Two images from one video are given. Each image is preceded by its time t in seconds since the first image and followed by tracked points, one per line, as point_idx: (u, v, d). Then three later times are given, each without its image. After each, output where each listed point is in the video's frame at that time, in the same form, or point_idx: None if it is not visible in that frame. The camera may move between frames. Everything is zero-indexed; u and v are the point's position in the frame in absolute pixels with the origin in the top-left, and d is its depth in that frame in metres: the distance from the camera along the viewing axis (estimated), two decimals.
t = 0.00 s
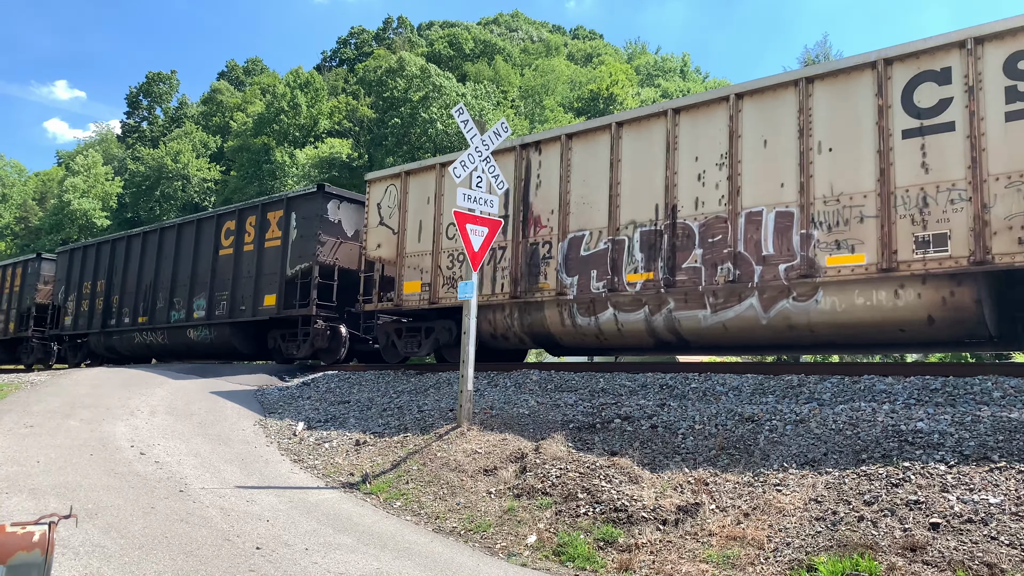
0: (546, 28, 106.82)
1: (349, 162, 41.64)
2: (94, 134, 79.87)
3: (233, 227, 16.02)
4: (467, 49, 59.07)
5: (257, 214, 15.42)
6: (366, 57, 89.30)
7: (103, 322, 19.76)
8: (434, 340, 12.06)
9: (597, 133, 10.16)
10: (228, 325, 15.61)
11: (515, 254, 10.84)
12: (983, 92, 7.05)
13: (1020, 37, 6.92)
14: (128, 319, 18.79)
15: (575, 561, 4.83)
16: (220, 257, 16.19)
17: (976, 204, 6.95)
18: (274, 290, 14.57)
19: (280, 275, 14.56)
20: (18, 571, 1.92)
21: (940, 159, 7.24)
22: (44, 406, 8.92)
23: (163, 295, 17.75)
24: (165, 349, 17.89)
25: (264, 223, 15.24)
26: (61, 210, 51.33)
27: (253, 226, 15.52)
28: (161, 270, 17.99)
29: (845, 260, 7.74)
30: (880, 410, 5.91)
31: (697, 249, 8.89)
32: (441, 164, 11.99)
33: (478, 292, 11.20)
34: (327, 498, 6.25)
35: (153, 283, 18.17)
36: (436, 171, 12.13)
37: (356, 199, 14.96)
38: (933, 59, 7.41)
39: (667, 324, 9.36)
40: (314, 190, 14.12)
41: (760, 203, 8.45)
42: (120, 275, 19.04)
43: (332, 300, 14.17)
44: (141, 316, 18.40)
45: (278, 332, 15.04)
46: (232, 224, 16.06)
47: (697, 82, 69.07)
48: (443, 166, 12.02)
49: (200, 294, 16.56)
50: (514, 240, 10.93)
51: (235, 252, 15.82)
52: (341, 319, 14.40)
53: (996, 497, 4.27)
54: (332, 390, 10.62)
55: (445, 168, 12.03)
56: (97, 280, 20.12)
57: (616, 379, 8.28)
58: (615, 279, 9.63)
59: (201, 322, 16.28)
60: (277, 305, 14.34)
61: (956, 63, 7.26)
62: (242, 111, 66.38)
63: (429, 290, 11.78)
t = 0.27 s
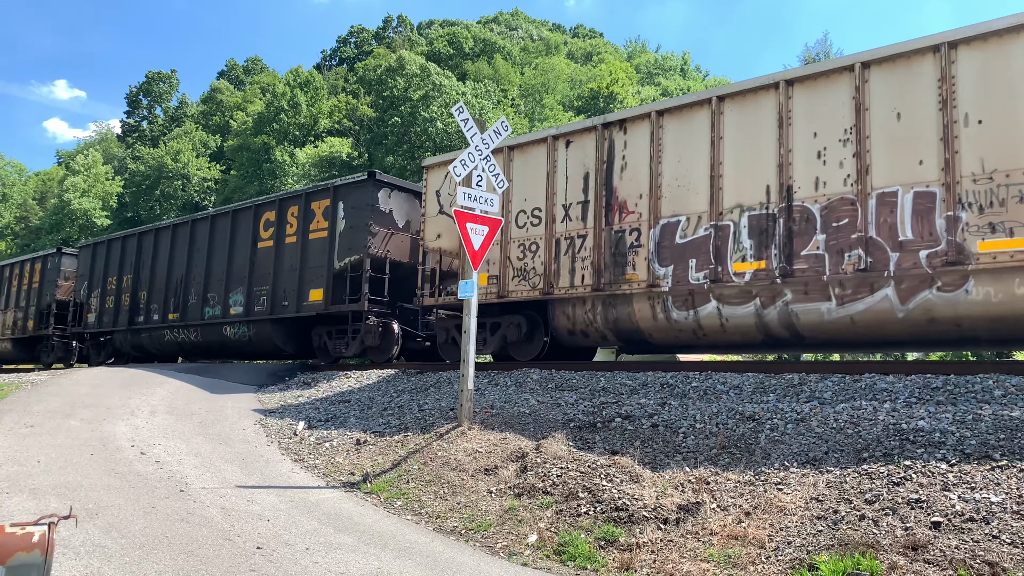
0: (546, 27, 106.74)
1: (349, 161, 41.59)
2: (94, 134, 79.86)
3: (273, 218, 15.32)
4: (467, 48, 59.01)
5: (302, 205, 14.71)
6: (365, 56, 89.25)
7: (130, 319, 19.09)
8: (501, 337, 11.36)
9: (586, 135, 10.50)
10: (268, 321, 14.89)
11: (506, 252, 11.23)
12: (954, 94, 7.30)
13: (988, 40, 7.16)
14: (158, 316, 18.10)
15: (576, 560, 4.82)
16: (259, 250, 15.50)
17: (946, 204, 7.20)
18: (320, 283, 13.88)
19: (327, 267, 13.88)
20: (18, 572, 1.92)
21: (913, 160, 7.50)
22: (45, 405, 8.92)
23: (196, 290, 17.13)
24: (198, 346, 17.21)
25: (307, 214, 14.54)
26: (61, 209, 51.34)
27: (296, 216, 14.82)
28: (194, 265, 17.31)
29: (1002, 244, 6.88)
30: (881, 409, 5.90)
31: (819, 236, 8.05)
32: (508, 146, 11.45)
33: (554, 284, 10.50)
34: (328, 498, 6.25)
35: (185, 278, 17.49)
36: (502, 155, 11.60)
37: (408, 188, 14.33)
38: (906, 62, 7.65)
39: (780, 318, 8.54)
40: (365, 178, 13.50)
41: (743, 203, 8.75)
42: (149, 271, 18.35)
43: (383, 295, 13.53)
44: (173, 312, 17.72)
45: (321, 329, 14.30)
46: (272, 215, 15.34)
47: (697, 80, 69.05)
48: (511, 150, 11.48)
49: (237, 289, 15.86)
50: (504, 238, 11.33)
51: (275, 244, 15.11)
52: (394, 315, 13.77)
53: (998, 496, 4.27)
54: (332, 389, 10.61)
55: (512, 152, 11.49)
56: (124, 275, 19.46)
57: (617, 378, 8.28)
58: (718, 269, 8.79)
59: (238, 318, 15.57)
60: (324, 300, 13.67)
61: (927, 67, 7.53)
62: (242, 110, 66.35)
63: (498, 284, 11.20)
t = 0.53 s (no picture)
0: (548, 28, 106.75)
1: (351, 162, 41.60)
2: (97, 134, 79.96)
3: (320, 209, 14.28)
4: (469, 49, 59.01)
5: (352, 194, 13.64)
6: (368, 57, 89.29)
7: (160, 317, 18.08)
8: (581, 334, 10.70)
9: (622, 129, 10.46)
10: (316, 318, 13.93)
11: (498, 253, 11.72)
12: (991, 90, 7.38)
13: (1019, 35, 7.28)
14: (193, 312, 17.10)
15: (578, 561, 4.82)
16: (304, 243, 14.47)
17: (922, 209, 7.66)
18: (375, 278, 12.87)
19: (382, 261, 12.88)
20: (21, 571, 1.92)
21: (947, 155, 7.60)
22: (47, 405, 8.93)
23: (231, 286, 16.14)
24: (235, 345, 16.21)
25: (360, 204, 13.51)
26: (64, 210, 51.43)
27: (347, 206, 13.75)
28: (231, 259, 16.30)
29: None
30: (884, 410, 5.90)
31: (881, 231, 7.95)
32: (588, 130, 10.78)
33: (646, 278, 9.86)
34: (330, 498, 6.25)
35: (219, 273, 16.49)
36: (579, 138, 10.94)
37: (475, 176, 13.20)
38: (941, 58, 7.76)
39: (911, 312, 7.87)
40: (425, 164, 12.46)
41: (776, 201, 8.82)
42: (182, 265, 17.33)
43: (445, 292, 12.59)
44: (208, 309, 16.68)
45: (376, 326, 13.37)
46: (319, 205, 14.31)
47: (700, 81, 68.95)
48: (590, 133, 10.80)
49: (279, 285, 14.85)
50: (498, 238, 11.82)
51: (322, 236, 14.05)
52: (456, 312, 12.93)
53: (1001, 498, 4.26)
54: (334, 389, 10.63)
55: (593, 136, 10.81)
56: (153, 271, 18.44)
57: (619, 379, 8.28)
58: (847, 260, 8.13)
59: (280, 316, 14.57)
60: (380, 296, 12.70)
61: (968, 62, 7.57)
62: (245, 111, 66.38)
63: (582, 278, 10.49)
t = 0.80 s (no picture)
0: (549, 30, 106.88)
1: (352, 165, 41.65)
2: (98, 137, 80.08)
3: (372, 200, 13.26)
4: (470, 51, 59.11)
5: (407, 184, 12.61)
6: (368, 59, 89.45)
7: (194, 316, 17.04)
8: (673, 334, 9.68)
9: (721, 107, 9.27)
10: (370, 317, 12.92)
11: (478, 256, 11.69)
12: (999, 92, 7.23)
13: None
14: (229, 311, 16.06)
15: (579, 563, 4.81)
16: (354, 237, 13.43)
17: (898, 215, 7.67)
18: (436, 274, 11.87)
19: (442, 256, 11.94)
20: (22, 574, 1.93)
21: (955, 158, 7.44)
22: (48, 408, 8.94)
23: (268, 284, 15.15)
24: (276, 346, 15.15)
25: (417, 193, 12.47)
26: (65, 212, 51.51)
27: (402, 195, 12.67)
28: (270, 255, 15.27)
29: None
30: (885, 412, 5.89)
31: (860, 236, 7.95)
32: (684, 108, 9.56)
33: (757, 271, 8.69)
34: (331, 500, 6.25)
35: (257, 270, 15.43)
36: (673, 119, 9.74)
37: (531, 164, 12.53)
38: (949, 57, 7.59)
39: None
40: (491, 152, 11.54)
41: (755, 206, 8.82)
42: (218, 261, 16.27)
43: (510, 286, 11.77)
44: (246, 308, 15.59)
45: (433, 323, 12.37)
46: (370, 196, 13.26)
47: (700, 83, 68.98)
48: (686, 111, 9.58)
49: (326, 282, 13.79)
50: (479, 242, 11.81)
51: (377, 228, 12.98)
52: (522, 310, 11.94)
53: (1003, 500, 4.25)
54: (335, 392, 10.63)
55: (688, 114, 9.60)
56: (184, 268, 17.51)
57: (620, 381, 8.27)
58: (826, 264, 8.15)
59: (327, 315, 13.52)
60: (441, 293, 11.69)
61: (944, 69, 7.60)
62: (246, 113, 66.46)
63: (679, 270, 9.32)
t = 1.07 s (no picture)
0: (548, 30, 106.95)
1: (351, 165, 41.67)
2: (98, 138, 80.08)
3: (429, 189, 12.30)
4: (470, 51, 59.15)
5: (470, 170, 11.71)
6: (368, 60, 89.49)
7: (228, 313, 16.09)
8: (786, 331, 8.78)
9: (845, 78, 8.20)
10: (428, 313, 11.92)
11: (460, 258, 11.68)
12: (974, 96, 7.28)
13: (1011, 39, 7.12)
14: (269, 308, 15.08)
15: (579, 563, 4.81)
16: (410, 229, 12.50)
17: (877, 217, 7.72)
18: (505, 266, 11.01)
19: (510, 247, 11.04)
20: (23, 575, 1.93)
21: (928, 162, 7.52)
22: (48, 408, 8.94)
23: (311, 279, 14.22)
24: (321, 346, 14.15)
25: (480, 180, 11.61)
26: (65, 213, 51.55)
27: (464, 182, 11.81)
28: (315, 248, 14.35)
29: None
30: (885, 411, 5.89)
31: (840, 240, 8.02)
32: (798, 81, 8.50)
33: (892, 260, 7.64)
34: (331, 501, 6.25)
35: (300, 264, 14.53)
36: (783, 94, 8.69)
37: (614, 150, 11.40)
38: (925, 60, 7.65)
39: None
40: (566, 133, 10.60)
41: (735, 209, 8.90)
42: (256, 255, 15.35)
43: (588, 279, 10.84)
44: (288, 304, 14.66)
45: (500, 317, 11.39)
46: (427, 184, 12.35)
47: (700, 83, 69.00)
48: (800, 84, 8.51)
49: (378, 276, 12.86)
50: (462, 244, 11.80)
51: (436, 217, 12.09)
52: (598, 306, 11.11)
53: (1003, 499, 4.25)
54: (335, 392, 10.64)
55: (803, 88, 8.54)
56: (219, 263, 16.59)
57: (620, 381, 8.27)
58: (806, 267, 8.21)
59: (380, 312, 12.58)
60: (511, 287, 10.81)
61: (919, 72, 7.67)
62: (245, 114, 66.48)
63: (795, 260, 8.31)
